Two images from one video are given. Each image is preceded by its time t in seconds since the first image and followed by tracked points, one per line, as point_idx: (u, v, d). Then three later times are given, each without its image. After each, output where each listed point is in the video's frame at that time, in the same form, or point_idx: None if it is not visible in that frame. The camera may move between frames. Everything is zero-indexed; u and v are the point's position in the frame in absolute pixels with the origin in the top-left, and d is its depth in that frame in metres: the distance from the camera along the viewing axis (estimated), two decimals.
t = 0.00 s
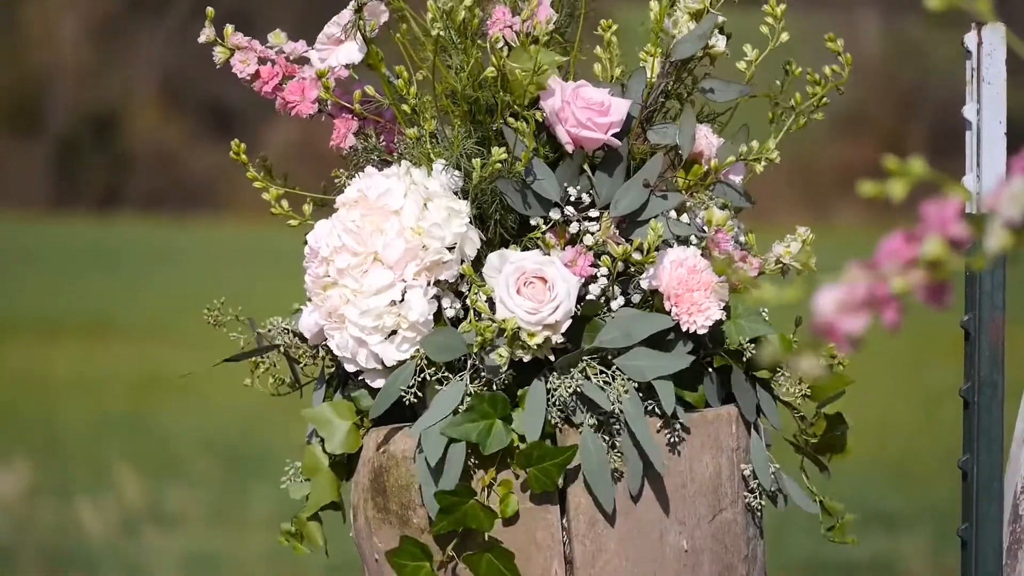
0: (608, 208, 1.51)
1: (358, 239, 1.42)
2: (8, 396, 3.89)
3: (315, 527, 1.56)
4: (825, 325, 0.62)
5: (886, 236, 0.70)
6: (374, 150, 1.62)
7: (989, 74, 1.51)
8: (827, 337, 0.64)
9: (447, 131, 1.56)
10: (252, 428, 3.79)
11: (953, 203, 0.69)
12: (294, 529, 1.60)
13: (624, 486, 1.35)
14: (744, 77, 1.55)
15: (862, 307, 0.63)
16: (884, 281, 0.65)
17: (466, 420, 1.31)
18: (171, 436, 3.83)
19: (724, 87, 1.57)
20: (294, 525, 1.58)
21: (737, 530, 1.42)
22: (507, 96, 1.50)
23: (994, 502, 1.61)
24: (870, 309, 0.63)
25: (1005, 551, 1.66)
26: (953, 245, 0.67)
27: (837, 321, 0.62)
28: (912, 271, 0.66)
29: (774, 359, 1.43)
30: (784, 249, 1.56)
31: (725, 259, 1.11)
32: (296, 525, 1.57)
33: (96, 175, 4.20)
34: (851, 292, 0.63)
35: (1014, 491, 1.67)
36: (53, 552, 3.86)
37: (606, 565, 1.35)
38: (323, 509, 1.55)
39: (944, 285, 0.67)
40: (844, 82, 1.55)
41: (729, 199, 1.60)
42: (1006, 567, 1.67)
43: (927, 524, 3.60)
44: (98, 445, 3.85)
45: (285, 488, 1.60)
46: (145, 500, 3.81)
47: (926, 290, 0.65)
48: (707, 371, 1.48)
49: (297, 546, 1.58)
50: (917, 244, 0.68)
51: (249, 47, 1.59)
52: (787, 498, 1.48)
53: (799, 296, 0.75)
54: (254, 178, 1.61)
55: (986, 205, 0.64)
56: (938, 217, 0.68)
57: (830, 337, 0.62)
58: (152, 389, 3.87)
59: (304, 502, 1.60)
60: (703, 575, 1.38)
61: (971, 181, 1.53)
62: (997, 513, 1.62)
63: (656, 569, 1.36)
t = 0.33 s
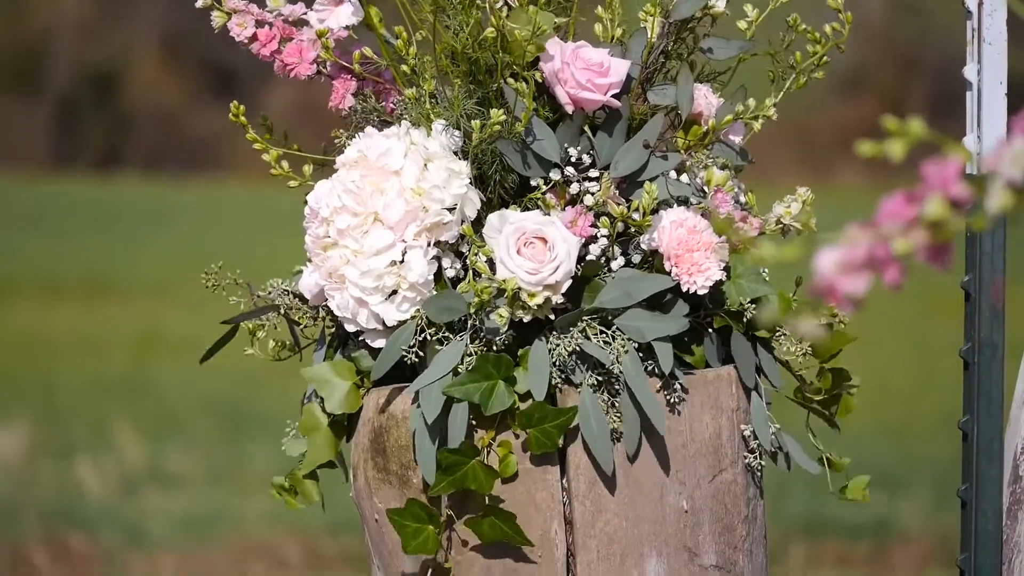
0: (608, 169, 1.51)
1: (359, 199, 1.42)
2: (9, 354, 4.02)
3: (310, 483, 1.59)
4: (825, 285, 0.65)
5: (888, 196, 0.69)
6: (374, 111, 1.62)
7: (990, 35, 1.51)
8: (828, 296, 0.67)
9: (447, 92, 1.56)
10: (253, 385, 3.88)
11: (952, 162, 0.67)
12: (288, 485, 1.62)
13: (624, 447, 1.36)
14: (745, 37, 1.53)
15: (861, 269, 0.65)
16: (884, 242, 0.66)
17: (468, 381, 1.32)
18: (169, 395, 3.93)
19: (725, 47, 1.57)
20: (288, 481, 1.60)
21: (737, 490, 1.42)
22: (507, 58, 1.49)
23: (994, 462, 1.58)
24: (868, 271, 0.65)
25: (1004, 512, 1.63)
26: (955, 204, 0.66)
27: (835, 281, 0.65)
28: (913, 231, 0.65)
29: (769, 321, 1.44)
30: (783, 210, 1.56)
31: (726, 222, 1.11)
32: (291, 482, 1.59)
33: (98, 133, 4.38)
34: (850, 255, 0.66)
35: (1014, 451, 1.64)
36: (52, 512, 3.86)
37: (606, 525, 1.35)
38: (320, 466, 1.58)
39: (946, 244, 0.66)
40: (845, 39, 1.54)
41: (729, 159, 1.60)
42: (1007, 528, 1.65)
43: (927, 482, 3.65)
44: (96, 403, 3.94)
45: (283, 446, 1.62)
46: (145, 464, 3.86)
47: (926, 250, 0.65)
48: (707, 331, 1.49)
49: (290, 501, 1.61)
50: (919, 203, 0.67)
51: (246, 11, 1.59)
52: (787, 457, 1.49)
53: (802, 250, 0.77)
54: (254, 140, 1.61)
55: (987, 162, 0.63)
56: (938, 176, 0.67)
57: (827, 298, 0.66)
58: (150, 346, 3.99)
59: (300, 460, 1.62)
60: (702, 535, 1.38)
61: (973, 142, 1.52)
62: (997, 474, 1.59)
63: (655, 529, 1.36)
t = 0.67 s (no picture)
0: (608, 131, 1.50)
1: (359, 162, 1.42)
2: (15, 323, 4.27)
3: (305, 447, 1.59)
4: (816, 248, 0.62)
5: (878, 161, 0.67)
6: (374, 74, 1.61)
7: None
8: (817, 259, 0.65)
9: (448, 54, 1.55)
10: (250, 345, 4.12)
11: (946, 127, 0.65)
12: (281, 448, 1.63)
13: (623, 411, 1.36)
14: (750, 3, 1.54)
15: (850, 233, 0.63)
16: (876, 207, 0.64)
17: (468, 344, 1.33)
18: (171, 362, 4.13)
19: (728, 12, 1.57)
20: (282, 444, 1.61)
21: (738, 453, 1.43)
22: (507, 20, 1.48)
23: (995, 426, 1.53)
24: (860, 235, 0.63)
25: (1004, 476, 1.58)
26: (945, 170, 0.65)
27: (825, 245, 0.62)
28: (904, 196, 0.64)
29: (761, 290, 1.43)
30: (783, 173, 1.56)
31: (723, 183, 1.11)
32: (286, 445, 1.61)
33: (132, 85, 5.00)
34: (841, 218, 0.63)
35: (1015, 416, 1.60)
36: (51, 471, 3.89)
37: (606, 488, 1.36)
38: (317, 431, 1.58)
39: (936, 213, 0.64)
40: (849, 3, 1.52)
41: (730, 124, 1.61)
42: (1006, 492, 1.60)
43: (929, 449, 3.88)
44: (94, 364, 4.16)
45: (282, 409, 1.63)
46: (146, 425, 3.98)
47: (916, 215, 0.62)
48: (707, 295, 1.49)
49: (282, 464, 1.62)
50: (910, 170, 0.65)
51: None
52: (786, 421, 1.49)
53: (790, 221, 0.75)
54: (254, 101, 1.60)
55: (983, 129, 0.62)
56: (931, 142, 0.65)
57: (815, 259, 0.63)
58: (141, 317, 4.26)
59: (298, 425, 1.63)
60: (702, 498, 1.39)
61: (973, 106, 1.52)
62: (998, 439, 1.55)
63: (655, 493, 1.37)
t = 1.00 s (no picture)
0: (608, 92, 1.49)
1: (360, 121, 1.42)
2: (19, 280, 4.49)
3: (311, 404, 1.60)
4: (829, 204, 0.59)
5: (887, 118, 0.64)
6: (375, 32, 1.60)
7: None
8: (827, 219, 0.61)
9: (448, 13, 1.54)
10: (256, 304, 4.52)
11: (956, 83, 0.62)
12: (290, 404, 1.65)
13: (623, 369, 1.37)
14: None
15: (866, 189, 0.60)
16: (886, 164, 0.60)
17: (469, 304, 1.33)
18: (174, 322, 4.44)
19: None
20: (290, 401, 1.62)
21: (737, 413, 1.44)
22: None
23: (995, 385, 1.52)
24: (870, 194, 0.60)
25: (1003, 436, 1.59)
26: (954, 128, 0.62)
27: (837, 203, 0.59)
28: (914, 155, 0.61)
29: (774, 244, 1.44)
30: (783, 133, 1.56)
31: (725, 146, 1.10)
32: (293, 403, 1.61)
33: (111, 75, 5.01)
34: (852, 175, 0.60)
35: (1013, 375, 1.62)
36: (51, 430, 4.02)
37: (606, 447, 1.38)
38: (319, 389, 1.59)
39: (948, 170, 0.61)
40: None
41: (732, 83, 1.57)
42: (1006, 452, 1.61)
43: (927, 410, 4.08)
44: (94, 321, 4.41)
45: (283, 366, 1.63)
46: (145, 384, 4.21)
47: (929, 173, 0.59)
48: (707, 255, 1.49)
49: (291, 420, 1.63)
50: (921, 125, 0.62)
51: None
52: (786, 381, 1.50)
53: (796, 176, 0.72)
54: (255, 60, 1.59)
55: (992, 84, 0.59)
56: (941, 96, 0.62)
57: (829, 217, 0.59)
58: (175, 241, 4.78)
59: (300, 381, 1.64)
60: (702, 457, 1.41)
61: (973, 66, 1.51)
62: (998, 397, 1.53)
63: (655, 452, 1.39)
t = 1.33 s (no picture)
0: (609, 48, 1.47)
1: (359, 77, 1.40)
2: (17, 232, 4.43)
3: (303, 360, 1.61)
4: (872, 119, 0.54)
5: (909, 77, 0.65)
6: None
7: None
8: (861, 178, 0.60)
9: None
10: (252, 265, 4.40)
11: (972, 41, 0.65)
12: (279, 360, 1.64)
13: (623, 326, 1.37)
14: None
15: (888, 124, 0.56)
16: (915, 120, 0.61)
17: (469, 260, 1.33)
18: (174, 280, 4.38)
19: None
20: (281, 355, 1.62)
21: (738, 369, 1.43)
22: None
23: (996, 341, 1.50)
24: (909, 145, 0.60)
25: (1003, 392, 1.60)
26: (970, 86, 0.64)
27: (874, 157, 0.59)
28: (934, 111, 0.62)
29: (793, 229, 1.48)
30: (784, 90, 1.54)
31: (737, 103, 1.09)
32: (284, 357, 1.61)
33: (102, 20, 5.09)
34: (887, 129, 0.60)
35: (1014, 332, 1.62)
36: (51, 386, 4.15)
37: (606, 404, 1.38)
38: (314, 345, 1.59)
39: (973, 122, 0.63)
40: None
41: (732, 37, 1.55)
42: (1006, 409, 1.61)
43: (930, 363, 4.06)
44: (94, 278, 4.37)
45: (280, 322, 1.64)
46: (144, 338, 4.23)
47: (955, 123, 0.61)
48: (707, 212, 1.48)
49: (282, 375, 1.62)
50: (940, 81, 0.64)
51: None
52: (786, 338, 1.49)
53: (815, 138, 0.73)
54: (256, 17, 1.57)
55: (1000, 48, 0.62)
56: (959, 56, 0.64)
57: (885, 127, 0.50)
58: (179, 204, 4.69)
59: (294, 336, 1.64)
60: (702, 414, 1.41)
61: (974, 21, 1.48)
62: (998, 353, 1.51)
63: (655, 408, 1.39)
